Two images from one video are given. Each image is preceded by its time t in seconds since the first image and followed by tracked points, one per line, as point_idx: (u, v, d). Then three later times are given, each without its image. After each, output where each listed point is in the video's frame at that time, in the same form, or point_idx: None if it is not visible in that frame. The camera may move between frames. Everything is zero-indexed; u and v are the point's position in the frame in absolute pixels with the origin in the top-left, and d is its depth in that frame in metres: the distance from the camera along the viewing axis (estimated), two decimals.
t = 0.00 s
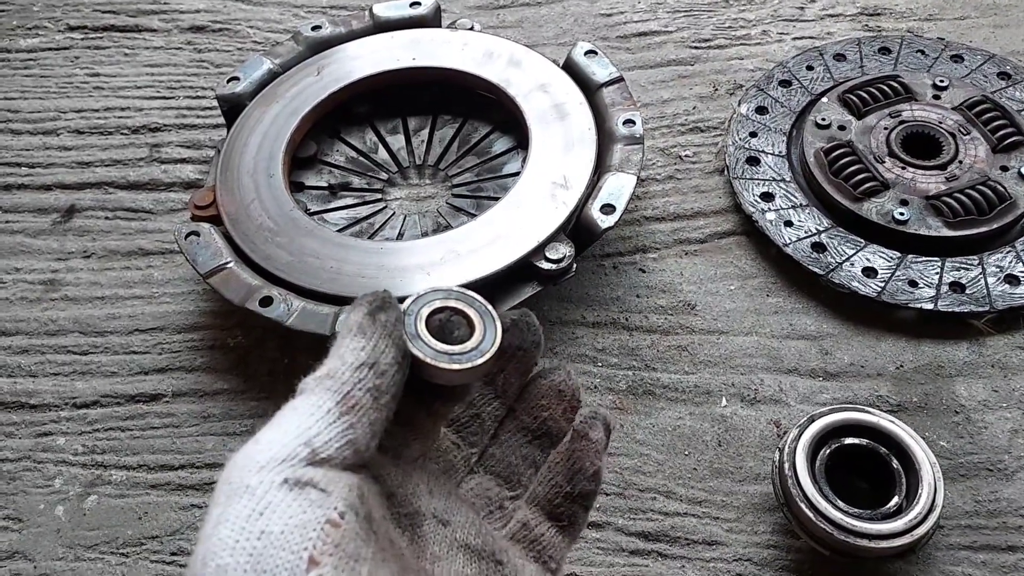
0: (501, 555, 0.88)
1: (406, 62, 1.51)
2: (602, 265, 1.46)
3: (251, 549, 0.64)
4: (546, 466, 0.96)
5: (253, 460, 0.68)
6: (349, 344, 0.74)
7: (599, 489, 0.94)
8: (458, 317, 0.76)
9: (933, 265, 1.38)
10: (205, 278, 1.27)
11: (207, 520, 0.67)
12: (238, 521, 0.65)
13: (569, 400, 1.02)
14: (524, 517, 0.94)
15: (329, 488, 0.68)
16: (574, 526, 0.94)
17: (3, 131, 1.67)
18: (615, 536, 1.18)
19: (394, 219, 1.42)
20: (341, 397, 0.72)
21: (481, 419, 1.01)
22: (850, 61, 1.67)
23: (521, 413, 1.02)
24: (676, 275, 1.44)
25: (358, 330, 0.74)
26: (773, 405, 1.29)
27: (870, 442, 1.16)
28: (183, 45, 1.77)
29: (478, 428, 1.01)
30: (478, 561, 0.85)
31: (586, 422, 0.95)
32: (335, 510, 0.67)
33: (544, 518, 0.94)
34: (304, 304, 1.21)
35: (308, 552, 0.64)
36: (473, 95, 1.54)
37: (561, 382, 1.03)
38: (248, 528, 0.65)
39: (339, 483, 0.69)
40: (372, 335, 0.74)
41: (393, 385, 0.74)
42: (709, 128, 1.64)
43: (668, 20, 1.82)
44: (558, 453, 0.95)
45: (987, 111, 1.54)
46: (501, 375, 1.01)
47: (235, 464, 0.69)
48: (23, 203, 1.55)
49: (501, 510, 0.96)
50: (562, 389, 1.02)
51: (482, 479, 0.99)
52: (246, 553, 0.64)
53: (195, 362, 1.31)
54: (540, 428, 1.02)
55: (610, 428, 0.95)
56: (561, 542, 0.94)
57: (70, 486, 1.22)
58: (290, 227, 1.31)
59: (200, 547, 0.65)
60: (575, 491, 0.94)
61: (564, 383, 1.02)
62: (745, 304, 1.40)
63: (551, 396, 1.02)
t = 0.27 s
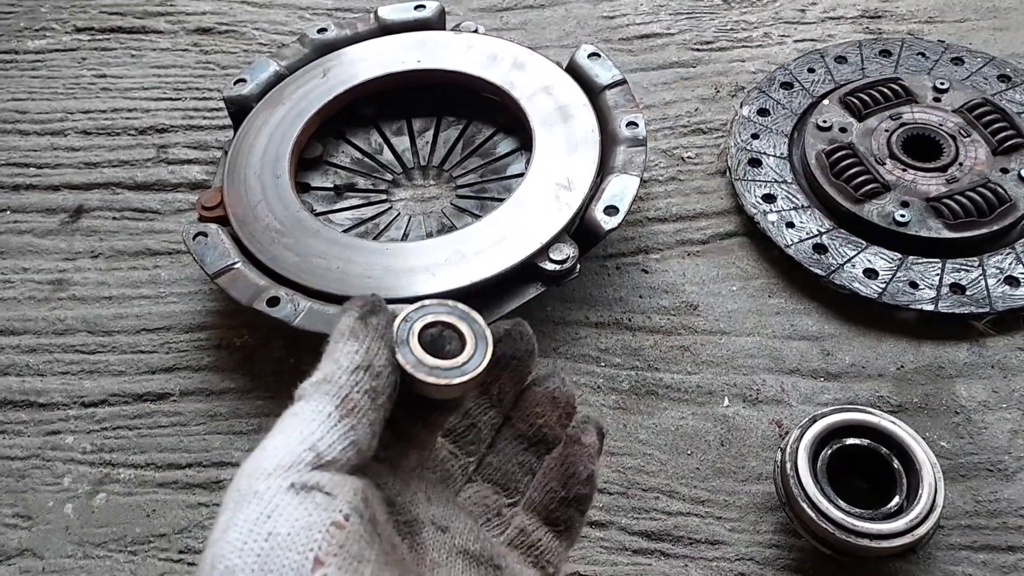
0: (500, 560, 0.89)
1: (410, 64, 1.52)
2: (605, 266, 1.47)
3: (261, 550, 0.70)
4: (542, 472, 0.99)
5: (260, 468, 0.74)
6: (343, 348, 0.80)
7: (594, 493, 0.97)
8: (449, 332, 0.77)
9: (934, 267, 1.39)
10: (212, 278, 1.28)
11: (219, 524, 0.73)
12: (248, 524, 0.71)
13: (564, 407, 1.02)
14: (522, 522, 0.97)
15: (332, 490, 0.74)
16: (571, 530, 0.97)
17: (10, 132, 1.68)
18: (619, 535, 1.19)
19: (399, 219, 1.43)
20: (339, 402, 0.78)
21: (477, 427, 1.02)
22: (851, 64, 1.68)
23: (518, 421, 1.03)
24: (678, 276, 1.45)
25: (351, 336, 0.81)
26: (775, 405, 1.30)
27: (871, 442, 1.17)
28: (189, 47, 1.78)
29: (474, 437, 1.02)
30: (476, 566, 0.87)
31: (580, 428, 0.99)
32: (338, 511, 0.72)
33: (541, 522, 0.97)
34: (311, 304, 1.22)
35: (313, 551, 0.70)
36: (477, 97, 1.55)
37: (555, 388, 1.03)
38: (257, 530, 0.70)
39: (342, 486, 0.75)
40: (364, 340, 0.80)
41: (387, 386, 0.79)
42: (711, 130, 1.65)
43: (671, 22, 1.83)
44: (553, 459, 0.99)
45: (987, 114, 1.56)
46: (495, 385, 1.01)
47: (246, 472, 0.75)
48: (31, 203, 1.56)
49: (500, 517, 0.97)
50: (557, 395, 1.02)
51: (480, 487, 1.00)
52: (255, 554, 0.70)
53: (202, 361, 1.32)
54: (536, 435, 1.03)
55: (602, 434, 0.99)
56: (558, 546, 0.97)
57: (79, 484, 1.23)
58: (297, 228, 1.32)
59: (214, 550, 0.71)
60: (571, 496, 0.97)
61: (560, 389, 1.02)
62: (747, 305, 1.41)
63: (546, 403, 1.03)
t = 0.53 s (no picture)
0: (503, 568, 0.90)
1: (411, 68, 1.53)
2: (605, 270, 1.47)
3: (256, 564, 0.67)
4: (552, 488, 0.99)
5: (249, 477, 0.72)
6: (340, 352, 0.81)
7: (604, 512, 0.97)
8: (471, 335, 0.83)
9: (932, 271, 1.40)
10: (212, 282, 1.29)
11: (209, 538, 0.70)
12: (242, 539, 0.68)
13: (576, 424, 1.02)
14: (529, 537, 0.96)
15: (325, 497, 0.72)
16: (579, 547, 0.97)
17: (12, 136, 1.68)
18: (618, 539, 1.19)
19: (399, 223, 1.44)
20: (324, 404, 0.77)
21: (488, 439, 1.02)
22: (851, 68, 1.69)
23: (528, 435, 1.02)
24: (678, 280, 1.45)
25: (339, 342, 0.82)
26: (774, 410, 1.30)
27: (869, 446, 1.17)
28: (190, 50, 1.79)
29: (485, 449, 1.02)
30: None
31: (592, 445, 0.99)
32: (333, 519, 0.70)
33: (549, 538, 0.96)
34: (310, 309, 1.23)
35: (312, 562, 0.67)
36: (478, 100, 1.55)
37: (569, 405, 1.03)
38: (251, 543, 0.68)
39: (335, 492, 0.73)
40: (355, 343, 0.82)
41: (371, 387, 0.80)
42: (710, 135, 1.66)
43: (671, 26, 1.84)
44: (564, 476, 0.98)
45: (986, 118, 1.56)
46: (508, 398, 1.03)
47: (233, 482, 0.72)
48: (32, 207, 1.57)
49: (507, 530, 0.97)
50: (570, 411, 1.03)
51: (488, 500, 0.99)
52: (251, 567, 0.67)
53: (202, 365, 1.33)
54: (546, 450, 1.02)
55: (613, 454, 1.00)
56: (566, 563, 0.96)
57: (79, 488, 1.23)
58: (297, 231, 1.33)
59: (206, 566, 0.68)
60: (581, 514, 0.96)
61: (572, 406, 1.03)
62: (746, 309, 1.42)
63: (559, 419, 1.02)
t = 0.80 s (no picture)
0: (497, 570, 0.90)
1: (407, 70, 1.53)
2: (601, 272, 1.47)
3: (258, 573, 0.67)
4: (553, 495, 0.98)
5: (260, 483, 0.71)
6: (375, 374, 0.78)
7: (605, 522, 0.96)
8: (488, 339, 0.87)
9: (928, 273, 1.40)
10: (208, 284, 1.28)
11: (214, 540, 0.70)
12: (246, 546, 0.68)
13: (580, 431, 1.02)
14: (530, 545, 0.96)
15: (335, 513, 0.71)
16: (579, 556, 0.97)
17: (9, 138, 1.68)
18: (613, 541, 1.19)
19: (395, 226, 1.44)
20: (349, 422, 0.76)
21: (491, 443, 1.03)
22: (848, 70, 1.69)
23: (531, 441, 1.03)
24: (674, 282, 1.46)
25: (388, 363, 0.78)
26: (769, 411, 1.30)
27: (865, 449, 1.17)
28: (187, 52, 1.79)
29: (487, 453, 1.03)
30: None
31: (595, 454, 0.98)
32: (341, 536, 0.70)
33: (549, 546, 0.96)
34: (306, 311, 1.23)
35: None
36: (474, 103, 1.56)
37: (573, 412, 1.03)
38: (254, 551, 0.68)
39: (345, 507, 0.72)
40: (398, 373, 0.78)
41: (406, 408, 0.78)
42: (707, 137, 1.66)
43: (668, 28, 1.84)
44: (566, 484, 0.98)
45: (983, 121, 1.56)
46: (513, 402, 1.04)
47: (242, 487, 0.72)
48: (29, 209, 1.57)
49: (507, 537, 0.97)
50: (575, 418, 1.03)
51: (489, 506, 1.00)
52: None
53: (198, 367, 1.33)
54: (549, 457, 1.03)
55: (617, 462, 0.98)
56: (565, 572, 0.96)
57: (75, 490, 1.23)
58: (293, 234, 1.33)
59: (208, 570, 0.68)
60: (581, 522, 0.96)
61: (577, 413, 1.03)
62: (742, 311, 1.42)
63: (562, 426, 1.03)
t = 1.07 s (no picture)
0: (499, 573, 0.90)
1: (408, 71, 1.53)
2: (602, 273, 1.47)
3: None
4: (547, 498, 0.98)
5: (263, 487, 0.72)
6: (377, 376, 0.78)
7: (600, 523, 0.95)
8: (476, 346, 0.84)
9: (929, 274, 1.40)
10: (209, 285, 1.29)
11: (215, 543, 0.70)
12: (246, 549, 0.68)
13: (574, 432, 1.03)
14: (526, 548, 0.96)
15: (336, 518, 0.71)
16: (575, 558, 0.96)
17: (10, 138, 1.69)
18: (613, 542, 1.19)
19: (396, 227, 1.44)
20: (353, 430, 0.76)
21: (486, 447, 1.03)
22: (849, 70, 1.69)
23: (526, 444, 1.04)
24: (675, 283, 1.46)
25: (385, 366, 0.78)
26: (770, 413, 1.30)
27: (865, 450, 1.17)
28: (189, 53, 1.79)
29: (483, 457, 1.03)
30: None
31: (589, 456, 0.96)
32: (342, 541, 0.70)
33: (546, 549, 0.96)
34: (307, 312, 1.23)
35: None
36: (475, 103, 1.56)
37: (567, 414, 1.03)
38: (255, 555, 0.68)
39: (347, 513, 0.72)
40: (396, 374, 0.78)
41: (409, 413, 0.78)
42: (708, 137, 1.66)
43: (669, 28, 1.84)
44: (561, 486, 0.97)
45: (984, 121, 1.56)
46: (507, 406, 1.04)
47: (245, 492, 0.72)
48: (30, 210, 1.57)
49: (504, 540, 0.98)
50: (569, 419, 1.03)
51: (486, 510, 1.01)
52: None
53: (199, 368, 1.33)
54: (544, 458, 1.03)
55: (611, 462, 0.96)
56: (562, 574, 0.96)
57: (76, 491, 1.23)
58: (294, 235, 1.33)
59: (209, 573, 0.68)
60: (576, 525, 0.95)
61: (572, 415, 1.03)
62: (743, 312, 1.42)
63: (556, 428, 1.03)
